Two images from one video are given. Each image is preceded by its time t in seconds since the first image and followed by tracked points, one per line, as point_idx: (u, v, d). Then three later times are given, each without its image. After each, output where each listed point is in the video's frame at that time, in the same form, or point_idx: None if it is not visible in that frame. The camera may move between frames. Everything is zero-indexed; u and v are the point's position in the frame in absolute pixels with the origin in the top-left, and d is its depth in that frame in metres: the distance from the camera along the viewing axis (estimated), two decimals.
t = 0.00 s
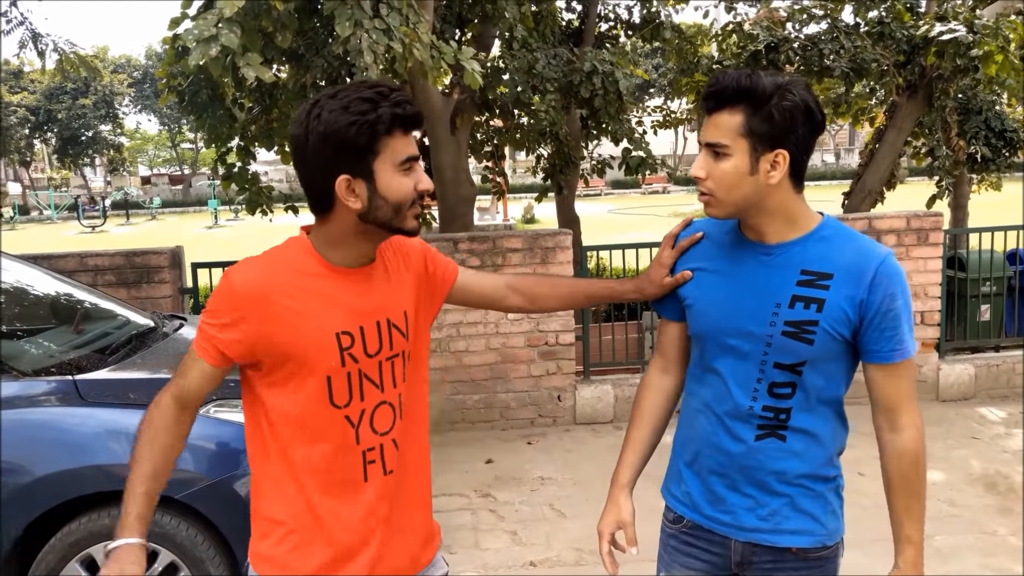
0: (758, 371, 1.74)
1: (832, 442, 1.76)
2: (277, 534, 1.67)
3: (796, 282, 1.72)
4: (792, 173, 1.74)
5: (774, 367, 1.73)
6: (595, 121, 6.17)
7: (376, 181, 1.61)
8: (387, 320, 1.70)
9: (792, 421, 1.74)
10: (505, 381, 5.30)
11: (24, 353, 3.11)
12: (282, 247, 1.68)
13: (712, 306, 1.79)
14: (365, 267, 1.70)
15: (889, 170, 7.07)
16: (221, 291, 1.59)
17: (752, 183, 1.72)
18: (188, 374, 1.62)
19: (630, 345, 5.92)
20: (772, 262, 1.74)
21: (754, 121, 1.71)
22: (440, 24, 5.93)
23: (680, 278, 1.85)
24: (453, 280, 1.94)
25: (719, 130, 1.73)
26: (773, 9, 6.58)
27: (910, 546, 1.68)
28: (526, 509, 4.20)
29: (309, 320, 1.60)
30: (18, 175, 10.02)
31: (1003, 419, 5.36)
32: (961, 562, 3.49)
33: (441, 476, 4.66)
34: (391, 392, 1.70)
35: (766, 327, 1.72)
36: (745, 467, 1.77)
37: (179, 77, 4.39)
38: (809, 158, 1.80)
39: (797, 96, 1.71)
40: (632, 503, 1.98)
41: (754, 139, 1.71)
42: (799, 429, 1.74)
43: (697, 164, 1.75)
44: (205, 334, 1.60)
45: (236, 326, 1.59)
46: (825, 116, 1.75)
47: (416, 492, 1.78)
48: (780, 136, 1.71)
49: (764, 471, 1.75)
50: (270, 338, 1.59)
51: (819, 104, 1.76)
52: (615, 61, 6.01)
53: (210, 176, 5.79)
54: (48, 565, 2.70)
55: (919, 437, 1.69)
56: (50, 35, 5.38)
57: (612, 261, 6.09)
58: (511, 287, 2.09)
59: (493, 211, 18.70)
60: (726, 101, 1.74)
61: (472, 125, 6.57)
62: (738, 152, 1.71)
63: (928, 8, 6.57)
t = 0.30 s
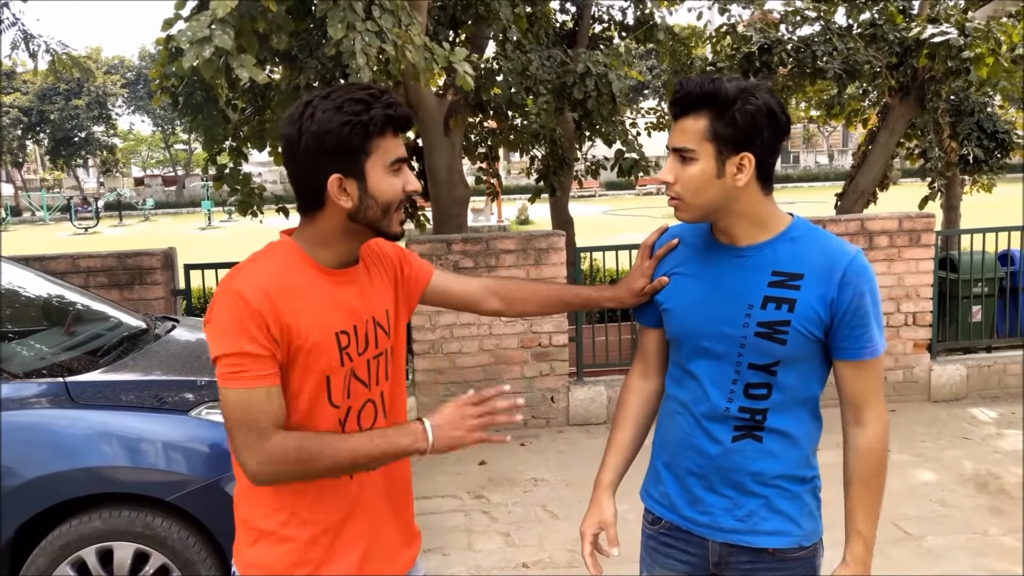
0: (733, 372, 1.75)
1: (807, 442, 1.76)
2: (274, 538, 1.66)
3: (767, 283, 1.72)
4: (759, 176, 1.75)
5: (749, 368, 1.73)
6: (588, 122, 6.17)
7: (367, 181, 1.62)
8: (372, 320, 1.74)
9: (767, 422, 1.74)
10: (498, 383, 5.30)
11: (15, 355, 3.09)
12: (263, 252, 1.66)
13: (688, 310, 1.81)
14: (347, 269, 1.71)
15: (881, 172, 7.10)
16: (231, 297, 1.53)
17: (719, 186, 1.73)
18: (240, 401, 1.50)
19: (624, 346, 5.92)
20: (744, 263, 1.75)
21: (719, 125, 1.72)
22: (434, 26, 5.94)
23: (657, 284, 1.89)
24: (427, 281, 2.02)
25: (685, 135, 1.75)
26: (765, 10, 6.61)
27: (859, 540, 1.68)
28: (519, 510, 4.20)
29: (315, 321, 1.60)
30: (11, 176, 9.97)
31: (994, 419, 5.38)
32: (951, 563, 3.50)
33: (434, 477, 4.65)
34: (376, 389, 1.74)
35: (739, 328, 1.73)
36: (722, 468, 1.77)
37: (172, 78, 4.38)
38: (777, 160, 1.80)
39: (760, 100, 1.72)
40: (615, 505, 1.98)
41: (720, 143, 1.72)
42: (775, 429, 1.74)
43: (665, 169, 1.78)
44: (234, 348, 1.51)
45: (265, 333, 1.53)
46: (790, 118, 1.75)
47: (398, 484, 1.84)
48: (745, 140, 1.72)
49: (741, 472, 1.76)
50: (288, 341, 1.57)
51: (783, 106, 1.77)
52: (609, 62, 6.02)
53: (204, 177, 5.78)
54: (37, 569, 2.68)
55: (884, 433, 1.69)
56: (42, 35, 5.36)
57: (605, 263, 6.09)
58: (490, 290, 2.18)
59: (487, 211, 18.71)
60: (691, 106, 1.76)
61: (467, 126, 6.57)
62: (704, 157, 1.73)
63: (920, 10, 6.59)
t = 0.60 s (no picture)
0: (721, 366, 1.76)
1: (795, 435, 1.76)
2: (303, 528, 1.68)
3: (752, 277, 1.73)
4: (742, 171, 1.75)
5: (736, 361, 1.75)
6: (582, 117, 6.16)
7: (397, 180, 1.67)
8: (391, 312, 1.79)
9: (755, 415, 1.75)
10: (492, 378, 5.31)
11: (7, 351, 3.09)
12: (287, 242, 1.69)
13: (678, 305, 1.82)
14: (370, 260, 1.76)
15: (875, 168, 7.11)
16: (276, 280, 1.58)
17: (702, 182, 1.74)
18: (303, 370, 1.52)
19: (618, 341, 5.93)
20: (731, 258, 1.77)
21: (701, 122, 1.73)
22: (427, 22, 5.93)
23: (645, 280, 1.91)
24: (434, 278, 2.07)
25: (668, 132, 1.76)
26: (759, 6, 6.61)
27: (830, 534, 1.66)
28: (513, 505, 4.21)
29: (350, 304, 1.66)
30: (4, 172, 9.94)
31: (986, 413, 5.41)
32: (943, 556, 3.52)
33: (428, 472, 4.66)
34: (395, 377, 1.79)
35: (725, 322, 1.75)
36: (711, 460, 1.78)
37: (165, 73, 4.37)
38: (760, 154, 1.80)
39: (741, 96, 1.72)
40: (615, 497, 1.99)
41: (702, 139, 1.73)
42: (762, 422, 1.74)
43: (649, 166, 1.78)
44: (290, 323, 1.54)
45: (313, 311, 1.58)
46: (772, 114, 1.75)
47: (411, 475, 1.87)
48: (727, 136, 1.72)
49: (729, 463, 1.76)
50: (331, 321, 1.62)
51: (766, 101, 1.76)
52: (602, 58, 6.01)
53: (197, 173, 5.76)
54: (30, 565, 2.69)
55: (868, 427, 1.68)
56: (34, 30, 5.33)
57: (600, 258, 6.09)
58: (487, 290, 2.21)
59: (483, 207, 18.71)
60: (674, 103, 1.76)
61: (461, 122, 6.56)
62: (687, 153, 1.73)
63: (914, 6, 6.59)
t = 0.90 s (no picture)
0: (723, 366, 1.76)
1: (798, 434, 1.76)
2: (346, 523, 1.68)
3: (754, 278, 1.73)
4: (743, 172, 1.74)
5: (737, 361, 1.74)
6: (587, 117, 6.15)
7: (440, 185, 1.66)
8: (427, 307, 1.80)
9: (756, 414, 1.74)
10: (497, 377, 5.31)
11: (13, 350, 3.10)
12: (327, 237, 1.70)
13: (681, 306, 1.81)
14: (409, 255, 1.76)
15: (882, 167, 7.08)
16: (316, 273, 1.58)
17: (703, 184, 1.73)
18: (340, 362, 1.52)
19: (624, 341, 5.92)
20: (734, 258, 1.76)
21: (700, 124, 1.72)
22: (433, 21, 5.95)
23: (648, 278, 1.91)
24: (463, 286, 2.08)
25: (668, 134, 1.75)
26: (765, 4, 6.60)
27: (855, 538, 1.66)
28: (518, 505, 4.21)
29: (388, 298, 1.66)
30: (13, 172, 9.99)
31: (993, 413, 5.38)
32: (949, 556, 3.50)
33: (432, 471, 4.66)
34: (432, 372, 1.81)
35: (727, 322, 1.75)
36: (713, 459, 1.78)
37: (171, 73, 4.38)
38: (762, 155, 1.78)
39: (740, 97, 1.71)
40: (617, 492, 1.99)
41: (701, 141, 1.72)
42: (764, 422, 1.74)
43: (650, 168, 1.77)
44: (328, 316, 1.54)
45: (351, 304, 1.58)
46: (772, 114, 1.73)
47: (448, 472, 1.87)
48: (726, 137, 1.71)
49: (729, 462, 1.76)
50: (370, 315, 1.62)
51: (766, 101, 1.75)
52: (608, 57, 6.01)
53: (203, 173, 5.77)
54: (36, 563, 2.71)
55: (877, 430, 1.67)
56: (41, 31, 5.36)
57: (605, 258, 6.08)
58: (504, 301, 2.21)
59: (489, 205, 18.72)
60: (673, 105, 1.76)
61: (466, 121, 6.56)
62: (687, 155, 1.72)
63: (921, 4, 6.56)
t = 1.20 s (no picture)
0: (724, 366, 1.76)
1: (799, 435, 1.76)
2: (365, 520, 1.68)
3: (756, 279, 1.73)
4: (744, 175, 1.74)
5: (739, 362, 1.74)
6: (589, 116, 6.15)
7: (461, 177, 1.65)
8: (451, 306, 1.80)
9: (755, 414, 1.74)
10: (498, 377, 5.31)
11: (14, 350, 3.10)
12: (361, 235, 1.69)
13: (683, 307, 1.81)
14: (434, 255, 1.76)
15: (882, 167, 7.08)
16: (343, 275, 1.58)
17: (704, 188, 1.73)
18: (353, 369, 1.51)
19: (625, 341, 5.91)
20: (738, 259, 1.76)
21: (700, 128, 1.71)
22: (434, 21, 5.97)
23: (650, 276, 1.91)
24: (482, 290, 2.08)
25: (668, 138, 1.75)
26: (767, 5, 6.59)
27: (863, 538, 1.67)
28: (519, 505, 4.21)
29: (414, 300, 1.66)
30: (15, 172, 10.01)
31: (994, 414, 5.38)
32: (950, 557, 3.50)
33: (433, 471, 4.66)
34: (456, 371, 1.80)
35: (728, 323, 1.74)
36: (712, 458, 1.78)
37: (173, 73, 4.38)
38: (766, 158, 1.77)
39: (740, 101, 1.70)
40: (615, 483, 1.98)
41: (701, 145, 1.71)
42: (764, 422, 1.74)
43: (651, 172, 1.77)
44: (344, 321, 1.53)
45: (373, 308, 1.57)
46: (774, 117, 1.72)
47: (468, 471, 1.87)
48: (727, 141, 1.71)
49: (729, 462, 1.76)
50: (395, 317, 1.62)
51: (768, 104, 1.74)
52: (609, 57, 6.00)
53: (204, 173, 5.77)
54: (37, 562, 2.71)
55: (881, 431, 1.67)
56: (42, 30, 5.36)
57: (606, 258, 6.08)
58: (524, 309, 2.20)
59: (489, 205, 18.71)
60: (674, 109, 1.75)
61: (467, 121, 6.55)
62: (687, 159, 1.72)
63: (922, 5, 6.56)
